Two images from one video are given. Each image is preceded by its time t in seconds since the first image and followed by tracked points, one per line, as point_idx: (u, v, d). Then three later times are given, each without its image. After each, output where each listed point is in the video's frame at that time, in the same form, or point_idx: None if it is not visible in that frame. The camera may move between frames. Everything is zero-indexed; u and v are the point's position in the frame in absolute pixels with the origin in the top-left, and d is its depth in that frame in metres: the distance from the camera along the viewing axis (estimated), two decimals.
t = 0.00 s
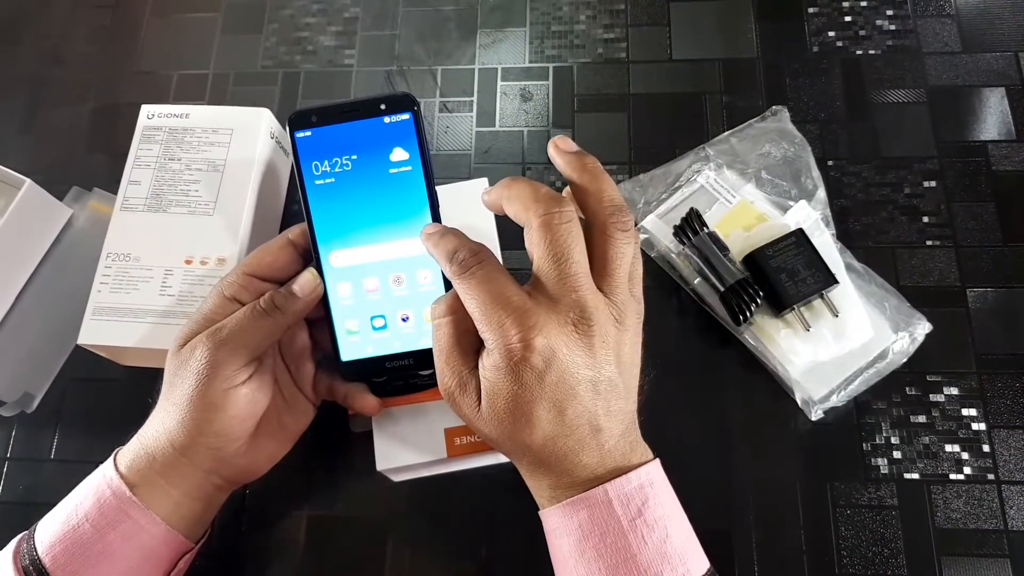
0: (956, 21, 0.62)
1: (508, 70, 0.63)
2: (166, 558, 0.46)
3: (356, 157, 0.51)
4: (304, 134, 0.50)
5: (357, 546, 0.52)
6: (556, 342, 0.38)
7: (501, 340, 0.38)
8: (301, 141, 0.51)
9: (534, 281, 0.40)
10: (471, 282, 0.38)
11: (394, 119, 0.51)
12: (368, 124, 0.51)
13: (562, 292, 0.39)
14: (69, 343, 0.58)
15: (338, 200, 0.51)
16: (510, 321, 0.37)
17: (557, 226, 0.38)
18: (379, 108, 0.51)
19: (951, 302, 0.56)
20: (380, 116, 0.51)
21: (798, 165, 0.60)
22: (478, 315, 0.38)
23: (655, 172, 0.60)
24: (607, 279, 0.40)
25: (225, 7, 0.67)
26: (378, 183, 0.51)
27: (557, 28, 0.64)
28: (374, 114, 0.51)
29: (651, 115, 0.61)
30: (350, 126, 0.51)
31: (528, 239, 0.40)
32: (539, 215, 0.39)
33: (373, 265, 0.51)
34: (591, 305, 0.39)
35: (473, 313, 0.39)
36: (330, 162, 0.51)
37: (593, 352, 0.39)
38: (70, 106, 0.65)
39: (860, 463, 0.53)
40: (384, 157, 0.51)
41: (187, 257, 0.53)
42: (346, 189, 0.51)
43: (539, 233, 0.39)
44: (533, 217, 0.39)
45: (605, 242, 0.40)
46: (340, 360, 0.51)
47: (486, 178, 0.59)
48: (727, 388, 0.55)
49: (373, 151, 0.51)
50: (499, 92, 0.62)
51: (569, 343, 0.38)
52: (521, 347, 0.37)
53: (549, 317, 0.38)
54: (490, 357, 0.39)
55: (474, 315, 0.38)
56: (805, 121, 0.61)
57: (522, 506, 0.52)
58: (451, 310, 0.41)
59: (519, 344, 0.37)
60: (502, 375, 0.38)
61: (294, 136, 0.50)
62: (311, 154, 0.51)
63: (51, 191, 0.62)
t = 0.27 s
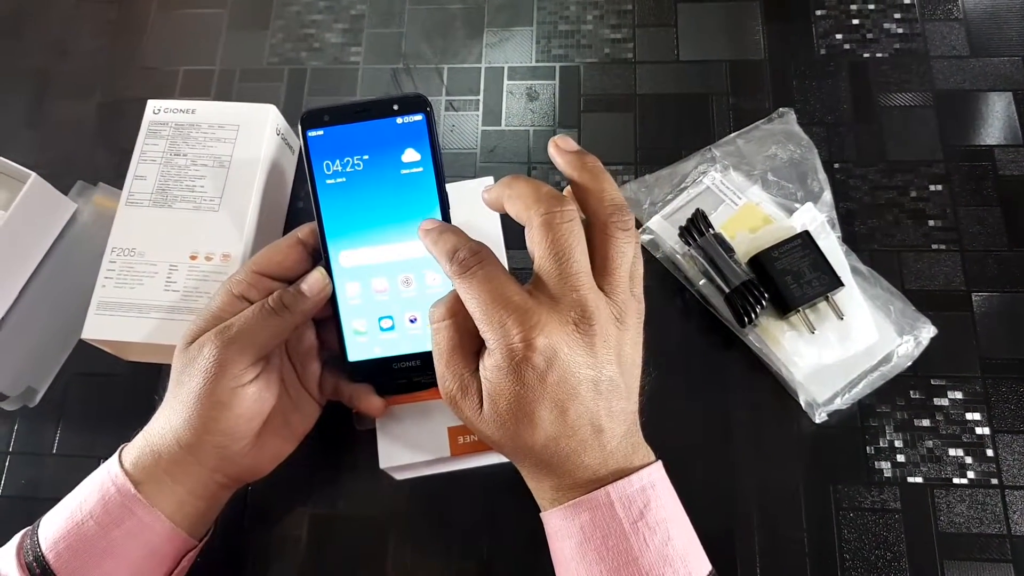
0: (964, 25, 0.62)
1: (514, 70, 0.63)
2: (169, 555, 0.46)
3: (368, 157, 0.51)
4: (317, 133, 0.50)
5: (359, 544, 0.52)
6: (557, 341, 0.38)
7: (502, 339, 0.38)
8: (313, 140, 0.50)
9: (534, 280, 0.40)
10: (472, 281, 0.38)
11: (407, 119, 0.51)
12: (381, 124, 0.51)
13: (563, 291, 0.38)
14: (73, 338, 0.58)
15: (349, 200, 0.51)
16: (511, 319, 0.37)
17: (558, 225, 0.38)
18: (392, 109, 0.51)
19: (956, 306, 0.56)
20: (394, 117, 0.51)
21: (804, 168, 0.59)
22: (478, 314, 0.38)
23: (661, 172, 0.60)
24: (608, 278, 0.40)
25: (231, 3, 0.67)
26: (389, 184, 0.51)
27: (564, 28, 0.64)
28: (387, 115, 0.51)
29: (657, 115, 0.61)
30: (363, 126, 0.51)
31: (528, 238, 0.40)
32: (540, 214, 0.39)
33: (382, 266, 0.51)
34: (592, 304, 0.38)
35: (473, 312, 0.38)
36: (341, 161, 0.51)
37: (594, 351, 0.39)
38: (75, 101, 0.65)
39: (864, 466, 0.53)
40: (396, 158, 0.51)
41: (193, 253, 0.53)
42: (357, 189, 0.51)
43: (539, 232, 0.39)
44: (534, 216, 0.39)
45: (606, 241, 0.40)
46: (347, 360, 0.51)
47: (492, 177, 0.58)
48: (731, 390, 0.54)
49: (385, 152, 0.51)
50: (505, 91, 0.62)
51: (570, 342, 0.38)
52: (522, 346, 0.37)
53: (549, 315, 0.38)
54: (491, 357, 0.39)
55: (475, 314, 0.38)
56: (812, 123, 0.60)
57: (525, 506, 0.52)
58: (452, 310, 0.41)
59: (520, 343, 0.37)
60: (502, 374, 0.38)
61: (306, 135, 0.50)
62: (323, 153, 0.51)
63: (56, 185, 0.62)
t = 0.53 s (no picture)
0: (964, 24, 0.62)
1: (512, 71, 0.62)
2: (166, 565, 0.45)
3: (364, 163, 0.50)
4: (312, 138, 0.50)
5: (358, 551, 0.52)
6: (556, 348, 0.37)
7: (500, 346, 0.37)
8: (309, 145, 0.50)
9: (532, 285, 0.39)
10: (470, 287, 0.37)
11: (404, 125, 0.51)
12: (378, 130, 0.50)
13: (561, 297, 0.38)
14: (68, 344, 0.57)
15: (345, 206, 0.50)
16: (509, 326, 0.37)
17: (557, 231, 0.38)
18: (389, 114, 0.50)
19: (957, 309, 0.56)
20: (390, 122, 0.50)
21: (804, 169, 0.59)
22: (476, 321, 0.37)
23: (660, 175, 0.59)
24: (606, 284, 0.40)
25: (227, 5, 0.67)
26: (386, 190, 0.50)
27: (562, 29, 0.63)
28: (384, 120, 0.50)
29: (656, 117, 0.61)
30: (359, 131, 0.50)
31: (526, 244, 0.39)
32: (538, 219, 0.38)
33: (379, 272, 0.51)
34: (591, 311, 0.38)
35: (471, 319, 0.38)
36: (337, 167, 0.50)
37: (593, 358, 0.38)
38: (70, 104, 0.64)
39: (865, 470, 0.52)
40: (393, 163, 0.51)
41: (188, 258, 0.53)
42: (354, 195, 0.50)
43: (537, 237, 0.38)
44: (532, 222, 0.39)
45: (604, 247, 0.40)
46: (344, 368, 0.51)
47: (490, 180, 0.58)
48: (732, 394, 0.54)
49: (381, 157, 0.50)
50: (503, 93, 0.62)
51: (568, 348, 0.38)
52: (520, 352, 0.37)
53: (548, 322, 0.38)
54: (489, 364, 0.38)
55: (473, 321, 0.38)
56: (812, 124, 0.60)
57: (524, 511, 0.52)
58: (449, 316, 0.40)
59: (518, 350, 0.37)
60: (501, 381, 0.38)
61: (301, 141, 0.50)
62: (319, 159, 0.50)
63: (51, 190, 0.62)
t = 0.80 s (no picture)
0: (969, 22, 0.61)
1: (512, 70, 0.62)
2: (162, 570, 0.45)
3: (358, 160, 0.50)
4: (305, 136, 0.49)
5: (358, 556, 0.51)
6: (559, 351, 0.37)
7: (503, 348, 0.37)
8: (301, 143, 0.49)
9: (534, 288, 0.39)
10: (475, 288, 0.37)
11: (398, 121, 0.50)
12: (371, 126, 0.50)
13: (564, 301, 0.37)
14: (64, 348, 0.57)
15: (339, 204, 0.50)
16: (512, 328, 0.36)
17: (560, 234, 0.37)
18: (382, 110, 0.49)
19: (962, 309, 0.55)
20: (383, 118, 0.50)
21: (808, 169, 0.59)
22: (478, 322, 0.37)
23: (662, 175, 0.59)
24: (609, 287, 0.39)
25: (223, 4, 0.66)
26: (380, 187, 0.50)
27: (563, 27, 0.63)
28: (377, 117, 0.50)
29: (658, 116, 0.60)
30: (352, 128, 0.50)
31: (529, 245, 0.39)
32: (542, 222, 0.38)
33: (374, 271, 0.50)
34: (595, 314, 0.38)
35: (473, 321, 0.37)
36: (330, 165, 0.50)
37: (596, 362, 0.38)
38: (64, 105, 0.63)
39: (869, 472, 0.52)
40: (387, 160, 0.50)
41: (185, 261, 0.52)
42: (348, 193, 0.50)
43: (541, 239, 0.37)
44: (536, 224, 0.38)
45: (608, 249, 0.39)
46: (340, 368, 0.51)
47: (490, 181, 0.57)
48: (735, 396, 0.54)
49: (375, 154, 0.50)
50: (503, 93, 0.61)
51: (571, 351, 0.37)
52: (522, 356, 0.36)
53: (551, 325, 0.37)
54: (491, 367, 0.38)
55: (475, 323, 0.37)
56: (815, 123, 0.60)
57: (527, 516, 0.51)
58: (451, 318, 0.40)
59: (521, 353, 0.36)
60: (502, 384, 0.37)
61: (294, 138, 0.49)
62: (312, 157, 0.49)
63: (46, 191, 0.61)
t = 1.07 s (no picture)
0: (976, 16, 0.61)
1: (515, 67, 0.61)
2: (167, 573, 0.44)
3: (363, 160, 0.49)
4: (310, 135, 0.49)
5: (363, 558, 0.51)
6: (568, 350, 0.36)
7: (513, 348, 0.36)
8: (306, 142, 0.49)
9: (543, 287, 0.38)
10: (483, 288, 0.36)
11: (403, 120, 0.49)
12: (377, 125, 0.49)
13: (574, 299, 0.37)
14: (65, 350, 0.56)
15: (344, 204, 0.49)
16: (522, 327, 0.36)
17: (568, 232, 0.37)
18: (387, 109, 0.49)
19: (971, 306, 0.55)
20: (389, 117, 0.49)
21: (815, 165, 0.58)
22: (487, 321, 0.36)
23: (668, 172, 0.58)
24: (618, 285, 0.39)
25: (222, 2, 0.65)
26: (386, 187, 0.49)
27: (566, 23, 0.62)
28: (383, 115, 0.49)
29: (663, 113, 0.59)
30: (357, 127, 0.49)
31: (537, 244, 0.38)
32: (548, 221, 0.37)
33: (380, 271, 0.50)
34: (604, 312, 0.37)
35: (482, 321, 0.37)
36: (336, 164, 0.49)
37: (606, 361, 0.37)
38: (63, 105, 0.63)
39: (879, 470, 0.52)
40: (393, 159, 0.49)
41: (186, 262, 0.52)
42: (353, 193, 0.49)
43: (549, 239, 0.37)
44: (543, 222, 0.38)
45: (617, 247, 0.39)
46: (346, 370, 0.50)
47: (494, 180, 0.57)
48: (743, 394, 0.53)
49: (381, 154, 0.49)
50: (506, 90, 0.61)
51: (580, 349, 0.37)
52: (531, 355, 0.36)
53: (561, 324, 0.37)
54: (499, 366, 0.37)
55: (483, 322, 0.37)
56: (821, 119, 0.59)
57: (534, 517, 0.51)
58: (457, 316, 0.40)
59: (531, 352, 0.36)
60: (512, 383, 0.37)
61: (298, 138, 0.48)
62: (316, 156, 0.49)
63: (45, 192, 0.60)
